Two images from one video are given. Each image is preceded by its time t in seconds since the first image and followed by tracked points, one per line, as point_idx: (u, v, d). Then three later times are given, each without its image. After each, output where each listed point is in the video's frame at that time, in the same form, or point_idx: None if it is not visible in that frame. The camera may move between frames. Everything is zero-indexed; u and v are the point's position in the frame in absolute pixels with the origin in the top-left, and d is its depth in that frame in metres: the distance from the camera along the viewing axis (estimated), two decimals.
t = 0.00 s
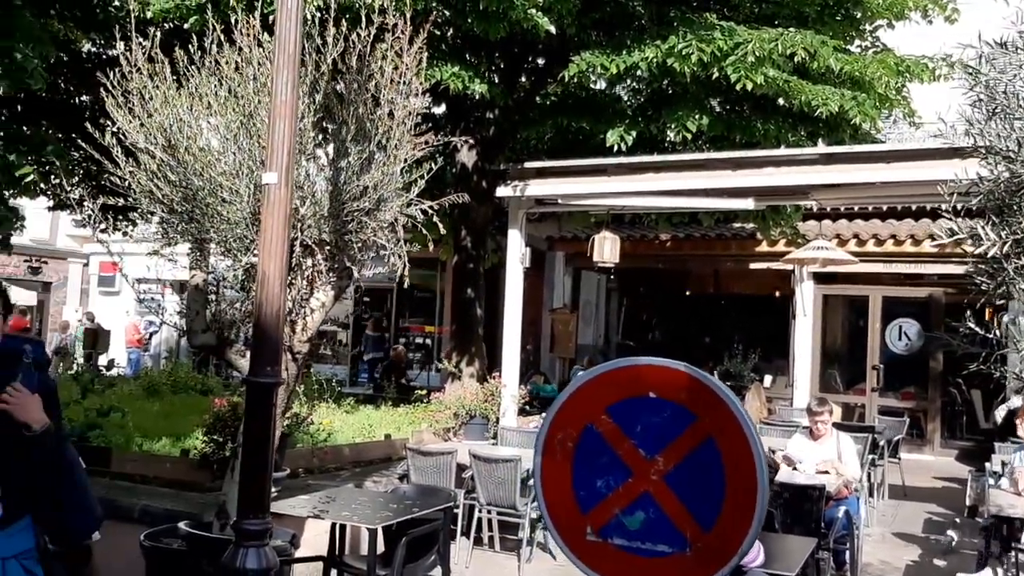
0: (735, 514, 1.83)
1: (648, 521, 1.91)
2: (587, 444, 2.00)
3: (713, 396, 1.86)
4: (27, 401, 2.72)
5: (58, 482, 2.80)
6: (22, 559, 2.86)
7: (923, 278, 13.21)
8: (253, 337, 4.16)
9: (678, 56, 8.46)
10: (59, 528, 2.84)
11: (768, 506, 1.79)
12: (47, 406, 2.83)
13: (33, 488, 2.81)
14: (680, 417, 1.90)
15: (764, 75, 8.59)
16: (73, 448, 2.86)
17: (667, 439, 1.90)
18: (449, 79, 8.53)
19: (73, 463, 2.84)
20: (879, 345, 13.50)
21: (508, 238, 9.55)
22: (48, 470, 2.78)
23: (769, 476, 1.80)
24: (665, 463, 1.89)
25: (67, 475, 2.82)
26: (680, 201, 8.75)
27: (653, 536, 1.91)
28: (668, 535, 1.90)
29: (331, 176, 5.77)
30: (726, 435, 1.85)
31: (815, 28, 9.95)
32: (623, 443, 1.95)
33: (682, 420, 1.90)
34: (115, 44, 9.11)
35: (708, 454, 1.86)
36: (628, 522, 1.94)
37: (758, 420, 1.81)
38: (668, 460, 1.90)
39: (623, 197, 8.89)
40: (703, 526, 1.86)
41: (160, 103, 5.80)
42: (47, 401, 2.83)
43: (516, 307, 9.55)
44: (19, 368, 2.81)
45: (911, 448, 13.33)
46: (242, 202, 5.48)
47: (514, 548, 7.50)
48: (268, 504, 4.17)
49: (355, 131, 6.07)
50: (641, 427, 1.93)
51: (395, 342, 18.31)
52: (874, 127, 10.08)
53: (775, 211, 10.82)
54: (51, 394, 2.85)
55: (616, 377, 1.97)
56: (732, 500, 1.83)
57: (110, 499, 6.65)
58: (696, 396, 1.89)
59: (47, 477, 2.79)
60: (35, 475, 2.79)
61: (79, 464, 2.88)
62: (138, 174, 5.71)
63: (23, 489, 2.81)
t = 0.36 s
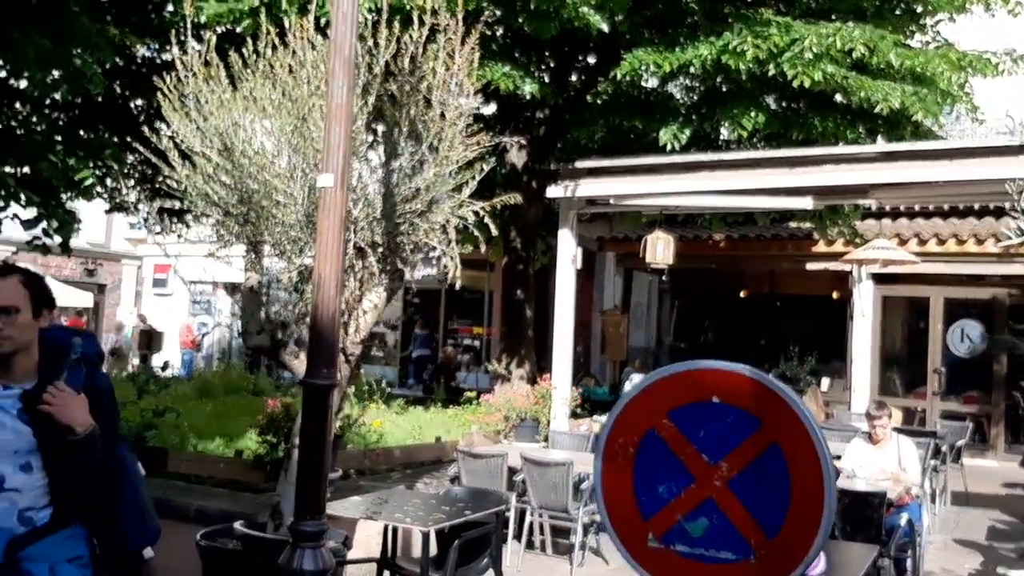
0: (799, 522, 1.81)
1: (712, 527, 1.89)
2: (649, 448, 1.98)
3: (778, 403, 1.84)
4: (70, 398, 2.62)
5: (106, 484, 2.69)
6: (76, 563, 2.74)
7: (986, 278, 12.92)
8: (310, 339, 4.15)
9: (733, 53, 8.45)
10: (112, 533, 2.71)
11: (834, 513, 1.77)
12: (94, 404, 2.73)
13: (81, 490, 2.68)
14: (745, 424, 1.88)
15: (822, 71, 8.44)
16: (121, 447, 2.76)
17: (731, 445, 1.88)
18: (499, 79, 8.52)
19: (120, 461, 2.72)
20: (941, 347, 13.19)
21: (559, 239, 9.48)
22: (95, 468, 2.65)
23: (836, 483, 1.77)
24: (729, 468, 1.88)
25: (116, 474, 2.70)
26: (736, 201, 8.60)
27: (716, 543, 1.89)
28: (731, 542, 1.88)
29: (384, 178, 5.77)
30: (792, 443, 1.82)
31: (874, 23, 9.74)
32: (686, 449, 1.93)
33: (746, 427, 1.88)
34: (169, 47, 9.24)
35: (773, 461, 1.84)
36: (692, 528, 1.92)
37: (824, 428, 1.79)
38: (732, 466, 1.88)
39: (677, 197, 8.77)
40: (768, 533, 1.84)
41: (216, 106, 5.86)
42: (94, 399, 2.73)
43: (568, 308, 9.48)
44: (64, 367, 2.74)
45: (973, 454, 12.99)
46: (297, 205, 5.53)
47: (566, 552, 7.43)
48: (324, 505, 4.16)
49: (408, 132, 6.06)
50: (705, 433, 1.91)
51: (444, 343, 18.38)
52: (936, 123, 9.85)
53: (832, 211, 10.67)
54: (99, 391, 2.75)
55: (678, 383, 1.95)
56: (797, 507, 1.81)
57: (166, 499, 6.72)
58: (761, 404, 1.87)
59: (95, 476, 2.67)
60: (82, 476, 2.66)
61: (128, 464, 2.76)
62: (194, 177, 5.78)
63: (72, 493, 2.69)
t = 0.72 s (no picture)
0: (864, 527, 1.79)
1: (774, 533, 1.86)
2: (710, 453, 1.94)
3: (843, 407, 1.81)
4: (119, 412, 2.59)
5: (157, 503, 2.64)
6: None
7: None
8: (367, 340, 4.19)
9: (788, 51, 8.36)
10: (167, 553, 2.68)
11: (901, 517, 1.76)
12: (147, 415, 2.68)
13: (133, 504, 2.65)
14: (808, 427, 1.85)
15: (881, 70, 8.31)
16: (176, 463, 2.69)
17: (795, 449, 1.85)
18: (552, 80, 8.54)
19: (175, 481, 2.67)
20: (1002, 350, 12.92)
21: (611, 241, 9.43)
22: (146, 486, 2.61)
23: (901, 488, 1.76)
24: (792, 473, 1.84)
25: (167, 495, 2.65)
26: (791, 202, 8.50)
27: (779, 549, 1.86)
28: (795, 548, 1.85)
29: (438, 180, 5.80)
30: (857, 447, 1.80)
31: (934, 20, 9.57)
32: (747, 452, 1.90)
33: (810, 430, 1.85)
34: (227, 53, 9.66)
35: (837, 466, 1.82)
36: (753, 533, 1.88)
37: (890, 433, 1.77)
38: (795, 471, 1.85)
39: (730, 198, 8.69)
40: (833, 538, 1.82)
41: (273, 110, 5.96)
42: (148, 409, 2.68)
43: (619, 309, 9.44)
44: (118, 373, 2.70)
45: None
46: (352, 209, 5.63)
47: (618, 555, 7.40)
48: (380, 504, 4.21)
49: (461, 135, 6.07)
50: (767, 437, 1.88)
51: (493, 344, 18.46)
52: (998, 122, 9.64)
53: (890, 211, 10.50)
54: (153, 401, 2.69)
55: (739, 386, 1.92)
56: (862, 512, 1.79)
57: (223, 496, 6.85)
58: (826, 407, 1.83)
59: (146, 494, 2.62)
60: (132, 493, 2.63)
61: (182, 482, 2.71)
62: (251, 179, 5.87)
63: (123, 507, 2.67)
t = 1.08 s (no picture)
0: (914, 530, 1.83)
1: (823, 535, 1.91)
2: (760, 454, 2.03)
3: (892, 411, 1.86)
4: (110, 428, 2.27)
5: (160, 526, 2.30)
6: None
7: None
8: (415, 341, 4.31)
9: (831, 53, 8.33)
10: None
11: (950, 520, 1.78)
12: (150, 425, 2.32)
13: (122, 527, 2.32)
14: (857, 431, 1.91)
15: (925, 70, 8.24)
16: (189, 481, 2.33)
17: (843, 453, 1.91)
18: (593, 83, 8.60)
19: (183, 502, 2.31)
20: None
21: (651, 242, 9.47)
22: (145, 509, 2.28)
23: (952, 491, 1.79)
24: (842, 476, 1.90)
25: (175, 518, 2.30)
26: (834, 202, 8.47)
27: (828, 551, 1.90)
28: (843, 550, 1.89)
29: (481, 183, 5.90)
30: (905, 450, 1.85)
31: (979, 19, 9.49)
32: (797, 454, 1.97)
33: (858, 434, 1.91)
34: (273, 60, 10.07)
35: (886, 469, 1.87)
36: (802, 535, 1.94)
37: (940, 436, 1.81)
38: (844, 474, 1.90)
39: (772, 199, 8.70)
40: (881, 541, 1.86)
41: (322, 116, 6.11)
42: (150, 420, 2.33)
43: (660, 310, 9.48)
44: (126, 379, 2.39)
45: None
46: (398, 212, 5.74)
47: (661, 555, 7.43)
48: (428, 501, 4.32)
49: (504, 139, 6.13)
50: (816, 440, 1.95)
51: (533, 344, 18.65)
52: None
53: (934, 211, 10.41)
54: (156, 410, 2.34)
55: (789, 390, 1.99)
56: (911, 515, 1.83)
57: (272, 492, 7.00)
58: (875, 412, 1.89)
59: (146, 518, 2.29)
60: (121, 514, 2.30)
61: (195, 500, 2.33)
62: (301, 183, 6.02)
63: (114, 531, 2.33)
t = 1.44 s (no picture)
0: (989, 543, 1.69)
1: (893, 545, 1.80)
2: (826, 459, 1.92)
3: (965, 416, 1.73)
4: (47, 444, 1.96)
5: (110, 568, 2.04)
6: None
7: None
8: (473, 345, 4.30)
9: (897, 50, 8.14)
10: None
11: None
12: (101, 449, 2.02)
13: (56, 556, 2.03)
14: (929, 437, 1.79)
15: (995, 66, 7.99)
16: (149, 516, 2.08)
17: (914, 460, 1.79)
18: (652, 84, 8.54)
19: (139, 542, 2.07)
20: None
21: (712, 245, 9.36)
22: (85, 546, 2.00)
23: None
24: (912, 483, 1.79)
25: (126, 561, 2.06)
26: (899, 203, 8.29)
27: (898, 562, 1.79)
28: (915, 562, 1.77)
29: (539, 186, 5.88)
30: (979, 458, 1.72)
31: None
32: (865, 461, 1.86)
33: (930, 440, 1.79)
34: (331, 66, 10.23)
35: (959, 477, 1.74)
36: (871, 544, 1.83)
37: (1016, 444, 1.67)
38: (915, 481, 1.78)
39: (835, 200, 8.53)
40: (955, 553, 1.73)
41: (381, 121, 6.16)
42: (100, 443, 2.03)
43: (721, 314, 9.35)
44: (79, 392, 2.08)
45: None
46: (455, 216, 5.75)
47: (721, 562, 7.33)
48: (487, 505, 4.32)
49: (562, 141, 6.09)
50: (885, 446, 1.83)
51: (591, 348, 18.63)
52: None
53: (1005, 211, 10.14)
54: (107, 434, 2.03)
55: (857, 395, 1.89)
56: (986, 527, 1.69)
57: (333, 494, 7.06)
58: (948, 417, 1.77)
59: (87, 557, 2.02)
60: (53, 542, 2.00)
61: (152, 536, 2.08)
62: (360, 189, 6.08)
63: (49, 557, 2.06)
